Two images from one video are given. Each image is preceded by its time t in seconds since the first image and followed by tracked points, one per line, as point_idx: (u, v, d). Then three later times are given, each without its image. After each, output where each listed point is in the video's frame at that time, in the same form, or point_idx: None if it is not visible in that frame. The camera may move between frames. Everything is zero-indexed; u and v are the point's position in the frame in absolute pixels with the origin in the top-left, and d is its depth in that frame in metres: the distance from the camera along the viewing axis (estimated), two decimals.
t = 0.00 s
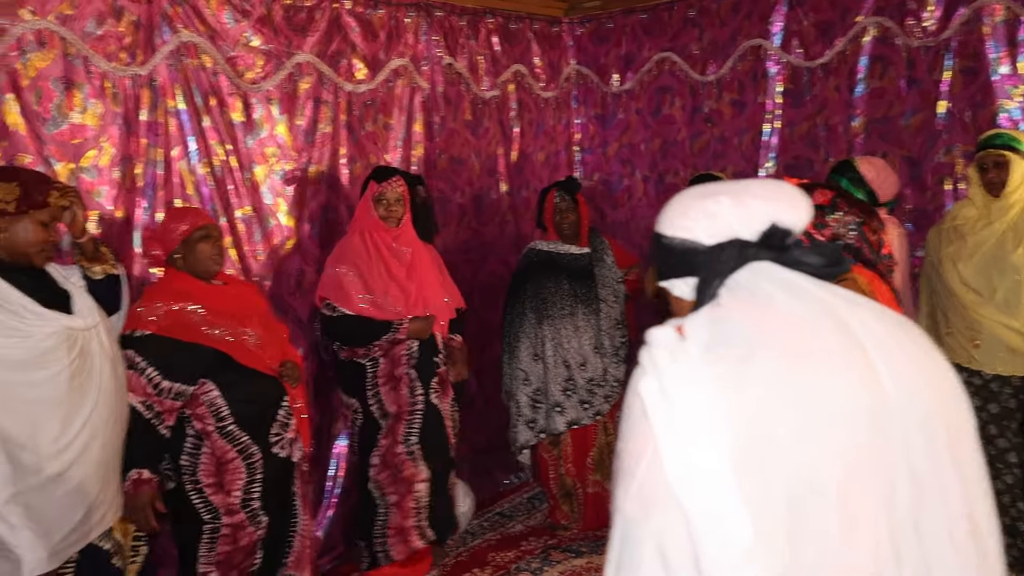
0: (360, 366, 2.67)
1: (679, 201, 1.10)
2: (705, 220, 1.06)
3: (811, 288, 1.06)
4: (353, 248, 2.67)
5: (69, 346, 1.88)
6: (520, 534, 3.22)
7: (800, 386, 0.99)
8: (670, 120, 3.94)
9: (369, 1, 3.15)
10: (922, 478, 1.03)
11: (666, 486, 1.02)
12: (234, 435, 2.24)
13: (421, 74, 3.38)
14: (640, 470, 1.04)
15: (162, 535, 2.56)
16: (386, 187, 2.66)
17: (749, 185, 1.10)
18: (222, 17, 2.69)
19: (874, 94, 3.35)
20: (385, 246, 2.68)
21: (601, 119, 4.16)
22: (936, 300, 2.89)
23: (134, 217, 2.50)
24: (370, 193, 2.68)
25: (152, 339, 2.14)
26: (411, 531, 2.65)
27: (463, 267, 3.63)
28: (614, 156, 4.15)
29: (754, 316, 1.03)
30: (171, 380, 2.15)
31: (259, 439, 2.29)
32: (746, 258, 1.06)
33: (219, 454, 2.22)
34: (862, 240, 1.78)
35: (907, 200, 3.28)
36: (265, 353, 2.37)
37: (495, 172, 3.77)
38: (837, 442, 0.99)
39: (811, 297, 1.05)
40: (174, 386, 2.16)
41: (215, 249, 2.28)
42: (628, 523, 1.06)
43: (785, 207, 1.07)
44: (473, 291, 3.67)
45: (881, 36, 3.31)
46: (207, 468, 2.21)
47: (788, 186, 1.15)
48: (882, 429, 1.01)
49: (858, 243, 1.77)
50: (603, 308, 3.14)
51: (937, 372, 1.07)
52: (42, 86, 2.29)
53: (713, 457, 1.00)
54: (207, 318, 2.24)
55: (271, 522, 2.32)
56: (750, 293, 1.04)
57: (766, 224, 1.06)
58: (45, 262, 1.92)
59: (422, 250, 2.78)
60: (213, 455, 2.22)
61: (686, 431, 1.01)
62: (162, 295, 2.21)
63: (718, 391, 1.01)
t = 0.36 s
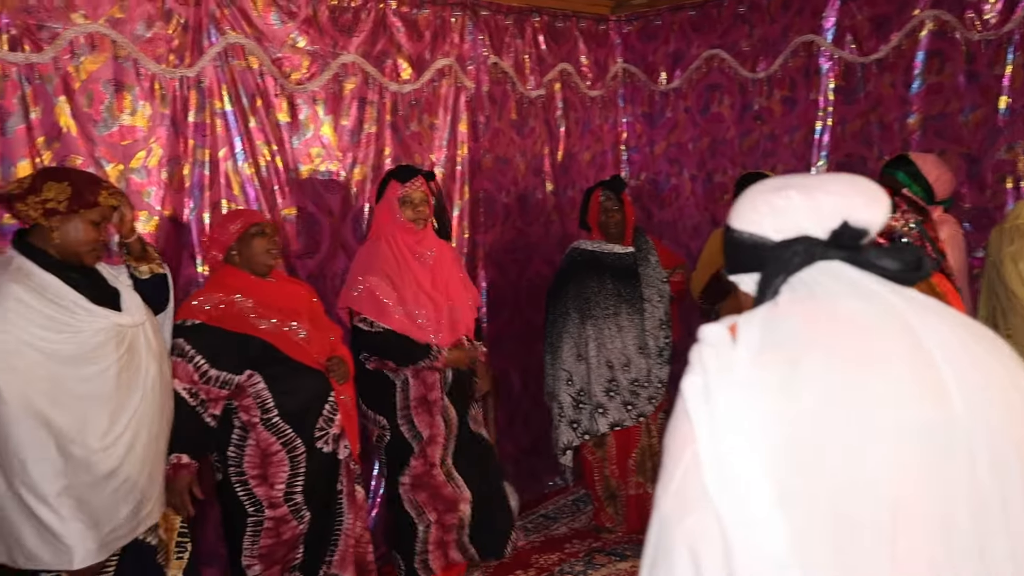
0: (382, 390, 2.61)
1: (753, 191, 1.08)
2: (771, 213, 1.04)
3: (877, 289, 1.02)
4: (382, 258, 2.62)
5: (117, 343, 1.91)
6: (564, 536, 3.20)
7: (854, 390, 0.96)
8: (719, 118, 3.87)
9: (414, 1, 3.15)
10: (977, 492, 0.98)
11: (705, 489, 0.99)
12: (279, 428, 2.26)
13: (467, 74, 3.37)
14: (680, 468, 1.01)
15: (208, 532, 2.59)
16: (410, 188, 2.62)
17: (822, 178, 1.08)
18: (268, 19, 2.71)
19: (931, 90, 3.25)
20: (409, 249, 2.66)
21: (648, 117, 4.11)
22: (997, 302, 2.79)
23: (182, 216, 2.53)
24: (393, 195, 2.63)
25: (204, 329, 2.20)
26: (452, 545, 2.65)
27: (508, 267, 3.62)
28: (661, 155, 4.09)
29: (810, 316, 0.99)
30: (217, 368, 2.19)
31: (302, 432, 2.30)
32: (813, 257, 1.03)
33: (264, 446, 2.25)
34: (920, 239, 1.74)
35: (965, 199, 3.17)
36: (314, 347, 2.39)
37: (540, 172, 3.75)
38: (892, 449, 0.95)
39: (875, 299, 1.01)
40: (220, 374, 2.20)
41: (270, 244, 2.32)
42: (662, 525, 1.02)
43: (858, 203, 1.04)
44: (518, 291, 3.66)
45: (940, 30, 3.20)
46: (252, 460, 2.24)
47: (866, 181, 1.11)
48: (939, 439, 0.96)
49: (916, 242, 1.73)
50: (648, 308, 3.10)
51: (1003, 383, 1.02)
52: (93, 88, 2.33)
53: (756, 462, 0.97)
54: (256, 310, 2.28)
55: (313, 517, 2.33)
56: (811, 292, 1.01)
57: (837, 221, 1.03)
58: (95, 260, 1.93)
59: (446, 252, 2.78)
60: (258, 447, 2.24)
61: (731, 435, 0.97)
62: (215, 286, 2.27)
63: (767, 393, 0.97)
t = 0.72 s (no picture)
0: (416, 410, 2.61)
1: (811, 181, 1.05)
2: (825, 206, 1.01)
3: (930, 290, 0.98)
4: (421, 261, 2.58)
5: (159, 332, 1.94)
6: (599, 536, 3.17)
7: (902, 395, 0.92)
8: (763, 116, 3.81)
9: None
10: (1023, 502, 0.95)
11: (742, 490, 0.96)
12: (319, 418, 2.27)
13: (507, 71, 3.36)
14: (717, 468, 0.98)
15: (245, 524, 2.62)
16: (443, 184, 2.61)
17: (885, 172, 1.04)
18: (310, 16, 2.74)
19: (984, 88, 3.13)
20: (443, 246, 2.65)
21: (691, 116, 4.08)
22: None
23: (222, 211, 2.57)
24: (426, 192, 2.62)
25: (252, 321, 2.22)
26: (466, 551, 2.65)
27: (546, 265, 3.61)
28: (704, 153, 4.06)
29: (859, 317, 0.95)
30: (268, 360, 2.21)
31: (342, 422, 2.31)
32: (866, 256, 0.99)
33: (304, 436, 2.25)
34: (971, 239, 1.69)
35: (1018, 201, 3.04)
36: (357, 339, 2.40)
37: (580, 171, 3.73)
38: (938, 456, 0.92)
39: (928, 299, 0.97)
40: (269, 365, 2.21)
41: (310, 244, 2.35)
42: (696, 527, 0.99)
43: (919, 202, 1.00)
44: (556, 289, 3.65)
45: (994, 26, 3.09)
46: (292, 450, 2.24)
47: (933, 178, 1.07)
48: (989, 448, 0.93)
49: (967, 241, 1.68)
50: (686, 310, 3.07)
51: None
52: (138, 84, 2.37)
53: (796, 464, 0.94)
54: (301, 303, 2.30)
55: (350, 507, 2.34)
56: (860, 292, 0.97)
57: (894, 219, 0.99)
58: (137, 253, 1.97)
59: (475, 246, 2.78)
60: (299, 437, 2.25)
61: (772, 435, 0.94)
62: (259, 282, 2.30)
63: (811, 394, 0.94)
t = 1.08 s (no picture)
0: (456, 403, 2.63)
1: (869, 169, 1.01)
2: (883, 195, 0.97)
3: (996, 288, 0.93)
4: (468, 251, 2.61)
5: (209, 323, 1.97)
6: (642, 534, 3.16)
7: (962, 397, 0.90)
8: (813, 112, 3.76)
9: None
10: None
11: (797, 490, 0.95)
12: (363, 411, 2.29)
13: (553, 67, 3.36)
14: (770, 468, 0.96)
15: (291, 513, 2.66)
16: (495, 177, 2.61)
17: (950, 161, 0.99)
18: (359, 12, 2.76)
19: None
20: (492, 239, 2.64)
21: (739, 112, 4.03)
22: None
23: (271, 205, 2.61)
24: (478, 186, 2.62)
25: (303, 314, 2.25)
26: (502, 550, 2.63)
27: (590, 262, 3.60)
28: (752, 151, 4.00)
29: (918, 315, 0.92)
30: (315, 352, 2.24)
31: (385, 416, 2.33)
32: (926, 250, 0.96)
33: (348, 429, 2.29)
34: None
35: None
36: (401, 335, 2.43)
37: (626, 167, 3.71)
38: (999, 458, 0.89)
39: (991, 297, 0.93)
40: (316, 358, 2.24)
41: (362, 239, 2.36)
42: (746, 526, 0.98)
43: (984, 194, 0.95)
44: (600, 286, 3.64)
45: None
46: (336, 442, 2.27)
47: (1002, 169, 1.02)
48: None
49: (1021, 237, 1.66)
50: (732, 307, 3.01)
51: None
52: (191, 80, 2.42)
53: (851, 465, 0.92)
54: (349, 296, 2.33)
55: (393, 500, 2.36)
56: (919, 286, 0.94)
57: (956, 213, 0.95)
58: (192, 241, 2.01)
59: (528, 241, 2.76)
60: (343, 430, 2.28)
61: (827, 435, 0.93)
62: (309, 274, 2.33)
63: (867, 394, 0.92)
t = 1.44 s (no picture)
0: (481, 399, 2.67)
1: (907, 169, 0.99)
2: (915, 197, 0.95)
3: None
4: (491, 245, 2.65)
5: (232, 323, 1.99)
6: (664, 534, 3.16)
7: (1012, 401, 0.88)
8: (837, 111, 3.74)
9: None
10: None
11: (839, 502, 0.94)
12: (394, 413, 2.31)
13: (576, 67, 3.36)
14: (814, 473, 0.94)
15: (315, 510, 2.69)
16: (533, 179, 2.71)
17: (990, 160, 0.96)
18: (384, 13, 2.79)
19: None
20: (521, 237, 2.64)
21: (762, 112, 4.02)
22: None
23: (297, 204, 2.64)
24: (518, 186, 2.68)
25: (338, 313, 2.25)
26: (522, 541, 2.65)
27: (612, 262, 3.61)
28: (774, 150, 3.99)
29: (962, 317, 0.90)
30: (348, 352, 2.25)
31: (415, 417, 2.35)
32: (966, 248, 0.92)
33: (378, 429, 2.29)
34: None
35: None
36: (428, 338, 2.47)
37: (649, 167, 3.72)
38: None
39: None
40: (350, 358, 2.25)
41: (387, 234, 2.41)
42: (791, 532, 0.96)
43: None
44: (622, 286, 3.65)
45: None
46: (365, 442, 2.27)
47: None
48: None
49: None
50: (756, 307, 3.03)
51: None
52: (219, 82, 2.45)
53: (898, 470, 0.90)
54: (383, 297, 2.35)
55: (418, 500, 2.38)
56: (961, 288, 0.91)
57: (997, 212, 0.92)
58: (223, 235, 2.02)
59: (552, 240, 2.73)
60: (373, 430, 2.28)
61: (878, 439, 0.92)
62: (343, 272, 2.33)
63: (912, 397, 0.90)
